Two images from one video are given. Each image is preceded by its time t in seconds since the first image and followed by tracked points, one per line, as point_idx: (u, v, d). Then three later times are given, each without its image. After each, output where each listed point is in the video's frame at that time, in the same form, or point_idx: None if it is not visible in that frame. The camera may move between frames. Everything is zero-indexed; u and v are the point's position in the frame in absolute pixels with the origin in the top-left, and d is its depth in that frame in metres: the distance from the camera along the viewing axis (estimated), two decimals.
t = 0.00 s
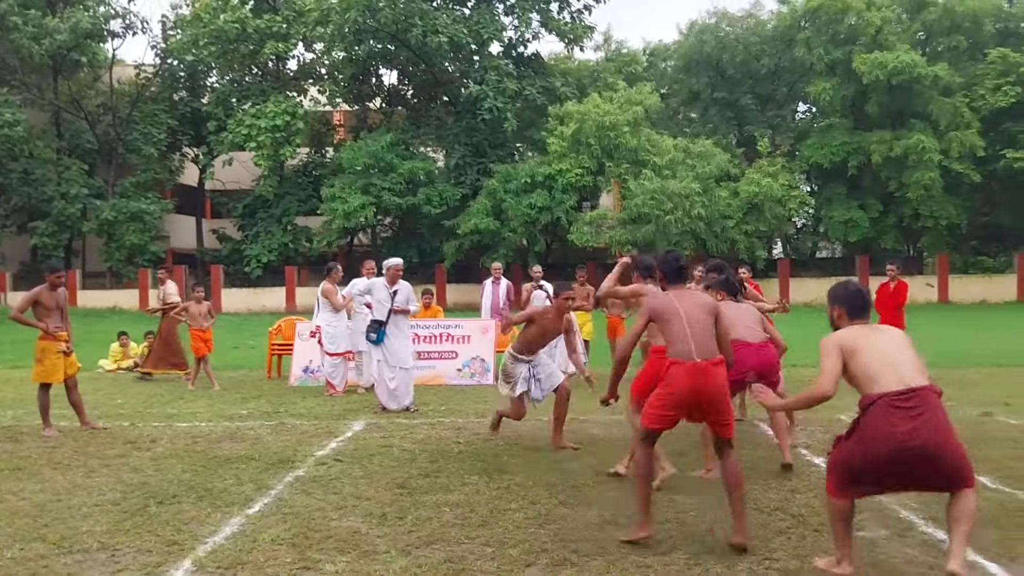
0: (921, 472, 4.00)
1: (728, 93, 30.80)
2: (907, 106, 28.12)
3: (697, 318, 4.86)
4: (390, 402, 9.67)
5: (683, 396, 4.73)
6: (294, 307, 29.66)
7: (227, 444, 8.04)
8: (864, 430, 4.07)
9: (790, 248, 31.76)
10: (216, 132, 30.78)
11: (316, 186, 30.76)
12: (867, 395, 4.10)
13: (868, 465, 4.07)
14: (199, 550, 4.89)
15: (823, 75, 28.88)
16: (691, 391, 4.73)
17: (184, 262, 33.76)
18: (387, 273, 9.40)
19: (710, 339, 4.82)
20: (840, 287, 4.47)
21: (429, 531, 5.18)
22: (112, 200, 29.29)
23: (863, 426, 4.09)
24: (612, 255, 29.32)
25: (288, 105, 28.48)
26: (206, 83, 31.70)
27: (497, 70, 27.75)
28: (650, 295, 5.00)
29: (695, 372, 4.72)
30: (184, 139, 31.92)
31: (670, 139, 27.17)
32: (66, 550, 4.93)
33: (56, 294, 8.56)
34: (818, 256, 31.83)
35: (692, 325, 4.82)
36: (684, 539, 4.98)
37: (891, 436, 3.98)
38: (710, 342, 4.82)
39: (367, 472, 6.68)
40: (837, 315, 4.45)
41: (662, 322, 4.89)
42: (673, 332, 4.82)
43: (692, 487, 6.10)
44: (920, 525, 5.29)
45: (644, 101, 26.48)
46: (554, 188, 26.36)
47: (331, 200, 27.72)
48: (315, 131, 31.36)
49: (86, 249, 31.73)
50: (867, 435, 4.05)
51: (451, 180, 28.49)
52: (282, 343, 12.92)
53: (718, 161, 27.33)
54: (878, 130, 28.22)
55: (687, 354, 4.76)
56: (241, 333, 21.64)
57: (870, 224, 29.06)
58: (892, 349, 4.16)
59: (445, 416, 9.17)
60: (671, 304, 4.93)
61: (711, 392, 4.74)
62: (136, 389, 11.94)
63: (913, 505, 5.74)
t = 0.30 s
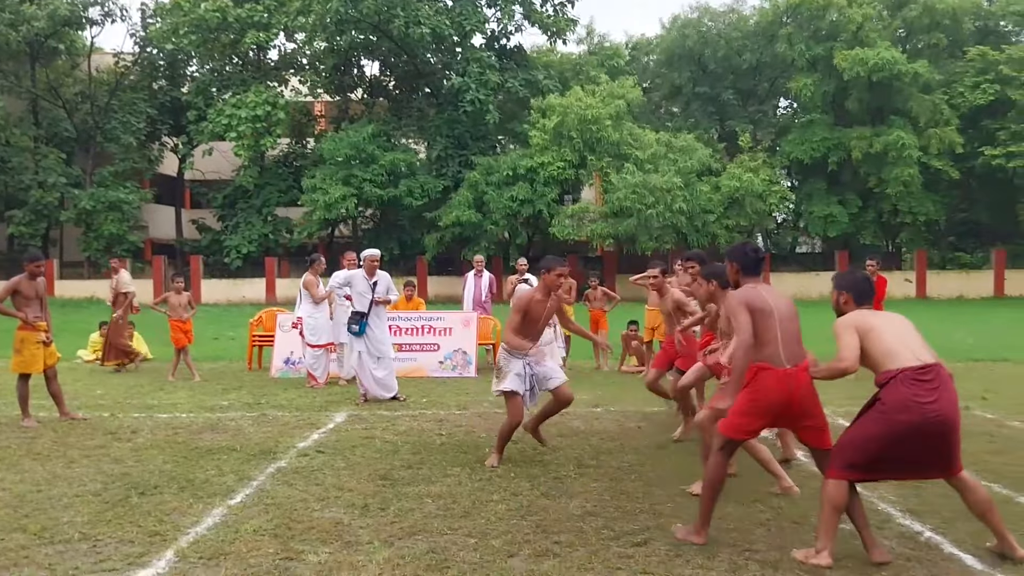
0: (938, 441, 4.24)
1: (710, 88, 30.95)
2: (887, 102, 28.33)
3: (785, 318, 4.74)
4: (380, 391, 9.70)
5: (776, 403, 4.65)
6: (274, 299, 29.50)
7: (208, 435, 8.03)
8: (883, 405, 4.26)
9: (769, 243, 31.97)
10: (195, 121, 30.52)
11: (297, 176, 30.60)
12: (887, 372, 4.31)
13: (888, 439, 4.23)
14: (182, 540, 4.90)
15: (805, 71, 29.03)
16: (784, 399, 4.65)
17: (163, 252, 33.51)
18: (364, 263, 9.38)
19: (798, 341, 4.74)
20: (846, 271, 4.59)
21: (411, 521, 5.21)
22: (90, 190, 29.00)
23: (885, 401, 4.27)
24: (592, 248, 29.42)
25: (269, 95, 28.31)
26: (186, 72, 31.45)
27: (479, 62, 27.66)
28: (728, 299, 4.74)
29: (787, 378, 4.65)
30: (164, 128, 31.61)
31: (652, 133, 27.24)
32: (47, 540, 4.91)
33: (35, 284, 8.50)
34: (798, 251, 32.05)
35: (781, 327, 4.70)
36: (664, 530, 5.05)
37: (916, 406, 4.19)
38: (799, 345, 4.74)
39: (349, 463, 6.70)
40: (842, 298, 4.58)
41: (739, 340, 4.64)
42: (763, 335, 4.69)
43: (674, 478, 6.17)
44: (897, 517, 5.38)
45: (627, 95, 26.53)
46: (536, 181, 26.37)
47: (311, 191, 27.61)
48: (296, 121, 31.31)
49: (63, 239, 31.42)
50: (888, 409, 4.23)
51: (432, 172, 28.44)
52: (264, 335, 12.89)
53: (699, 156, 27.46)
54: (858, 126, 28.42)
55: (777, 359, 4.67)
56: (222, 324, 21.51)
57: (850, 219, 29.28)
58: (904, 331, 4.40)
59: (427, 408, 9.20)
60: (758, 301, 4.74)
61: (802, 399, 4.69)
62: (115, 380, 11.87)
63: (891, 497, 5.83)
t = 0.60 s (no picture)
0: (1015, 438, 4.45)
1: (693, 85, 31.09)
2: (869, 101, 28.52)
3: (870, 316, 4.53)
4: (363, 387, 9.78)
5: (880, 405, 4.38)
6: (256, 293, 29.41)
7: (189, 430, 8.01)
8: (973, 403, 4.43)
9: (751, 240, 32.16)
10: (176, 114, 30.33)
11: (279, 171, 30.47)
12: (970, 369, 4.48)
13: (981, 438, 4.38)
14: (163, 535, 4.91)
15: (788, 68, 29.17)
16: (887, 400, 4.40)
17: (143, 246, 33.31)
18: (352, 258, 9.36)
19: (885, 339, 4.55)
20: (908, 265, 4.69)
21: (393, 516, 5.24)
22: (70, 183, 28.78)
23: (976, 398, 4.42)
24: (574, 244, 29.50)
25: (251, 88, 28.16)
26: (167, 65, 31.25)
27: (463, 57, 27.60)
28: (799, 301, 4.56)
29: (888, 378, 4.41)
30: (144, 121, 31.37)
31: (635, 129, 27.31)
32: (28, 536, 4.90)
33: (15, 278, 8.44)
34: (779, 248, 32.27)
35: (871, 325, 4.48)
36: (645, 526, 5.10)
37: (1006, 399, 4.39)
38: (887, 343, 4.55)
39: (331, 459, 6.71)
40: (909, 288, 4.65)
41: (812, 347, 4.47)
42: (856, 333, 4.43)
43: (655, 474, 6.23)
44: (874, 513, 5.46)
45: (610, 91, 26.58)
46: (519, 177, 26.38)
47: (293, 185, 27.51)
48: (278, 115, 31.17)
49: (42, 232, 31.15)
50: (981, 405, 4.40)
51: (416, 167, 28.40)
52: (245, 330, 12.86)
53: (682, 153, 27.59)
54: (840, 124, 28.61)
55: (875, 357, 4.42)
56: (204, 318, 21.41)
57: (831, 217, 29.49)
58: (977, 328, 4.58)
59: (410, 404, 9.23)
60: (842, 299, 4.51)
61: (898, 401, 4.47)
62: (96, 375, 11.81)
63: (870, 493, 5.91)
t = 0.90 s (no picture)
0: None
1: (684, 79, 31.14)
2: (859, 96, 28.57)
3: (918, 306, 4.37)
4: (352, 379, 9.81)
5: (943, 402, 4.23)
6: (246, 287, 29.36)
7: (178, 423, 8.01)
8: None
9: (741, 235, 32.26)
10: (166, 107, 30.22)
11: (270, 164, 30.36)
12: None
13: None
14: (151, 527, 4.90)
15: (779, 63, 29.23)
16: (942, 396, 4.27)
17: (132, 239, 33.20)
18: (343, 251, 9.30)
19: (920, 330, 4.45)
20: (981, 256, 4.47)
21: (382, 508, 5.25)
22: (59, 175, 28.62)
23: None
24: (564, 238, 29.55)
25: (241, 80, 28.02)
26: (157, 57, 31.12)
27: (454, 50, 27.49)
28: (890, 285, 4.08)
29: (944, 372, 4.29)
30: (133, 113, 31.18)
31: (626, 124, 27.31)
32: (15, 527, 4.90)
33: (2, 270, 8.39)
34: (769, 243, 32.37)
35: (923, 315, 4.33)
36: (633, 518, 5.12)
37: None
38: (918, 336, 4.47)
39: (321, 451, 6.71)
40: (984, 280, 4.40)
41: (920, 338, 4.02)
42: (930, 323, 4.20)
43: (643, 467, 6.25)
44: (860, 505, 5.50)
45: (601, 85, 26.58)
46: (510, 170, 26.33)
47: (284, 178, 27.42)
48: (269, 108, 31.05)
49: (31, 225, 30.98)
50: None
51: (406, 160, 28.33)
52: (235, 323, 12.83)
53: (673, 147, 27.65)
54: (830, 119, 28.67)
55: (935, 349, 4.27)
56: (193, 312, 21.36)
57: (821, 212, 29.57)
58: None
59: (399, 397, 9.23)
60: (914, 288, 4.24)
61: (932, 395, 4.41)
62: (85, 367, 11.77)
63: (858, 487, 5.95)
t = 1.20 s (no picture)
0: None
1: (681, 73, 31.17)
2: (856, 90, 28.59)
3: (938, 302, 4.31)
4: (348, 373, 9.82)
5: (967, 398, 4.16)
6: (243, 281, 29.43)
7: (173, 416, 8.07)
8: None
9: (738, 229, 32.31)
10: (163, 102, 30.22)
11: (267, 159, 30.37)
12: None
13: None
14: (144, 519, 4.96)
15: (776, 57, 29.23)
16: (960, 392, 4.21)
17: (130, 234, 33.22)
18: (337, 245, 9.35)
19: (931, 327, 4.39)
20: None
21: (375, 500, 5.31)
22: (57, 170, 28.62)
23: None
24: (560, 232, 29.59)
25: (238, 75, 28.01)
26: (154, 51, 31.10)
27: (450, 44, 27.44)
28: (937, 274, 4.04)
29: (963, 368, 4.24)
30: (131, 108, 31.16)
31: (622, 118, 27.34)
32: (11, 519, 4.95)
33: None
34: (766, 236, 32.43)
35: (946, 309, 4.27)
36: (622, 510, 5.18)
37: None
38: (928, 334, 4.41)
39: (315, 444, 6.77)
40: None
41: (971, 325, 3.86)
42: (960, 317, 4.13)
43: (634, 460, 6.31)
44: (848, 497, 5.57)
45: (598, 79, 26.59)
46: (507, 165, 26.34)
47: (281, 173, 27.43)
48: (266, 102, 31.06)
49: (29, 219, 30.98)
50: None
51: (403, 155, 28.34)
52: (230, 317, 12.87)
53: (669, 142, 27.71)
54: (827, 113, 28.68)
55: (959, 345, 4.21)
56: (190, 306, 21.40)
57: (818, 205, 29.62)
58: None
59: (394, 391, 9.29)
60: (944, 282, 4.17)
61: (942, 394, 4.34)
62: (82, 362, 11.82)
63: (847, 479, 6.01)
